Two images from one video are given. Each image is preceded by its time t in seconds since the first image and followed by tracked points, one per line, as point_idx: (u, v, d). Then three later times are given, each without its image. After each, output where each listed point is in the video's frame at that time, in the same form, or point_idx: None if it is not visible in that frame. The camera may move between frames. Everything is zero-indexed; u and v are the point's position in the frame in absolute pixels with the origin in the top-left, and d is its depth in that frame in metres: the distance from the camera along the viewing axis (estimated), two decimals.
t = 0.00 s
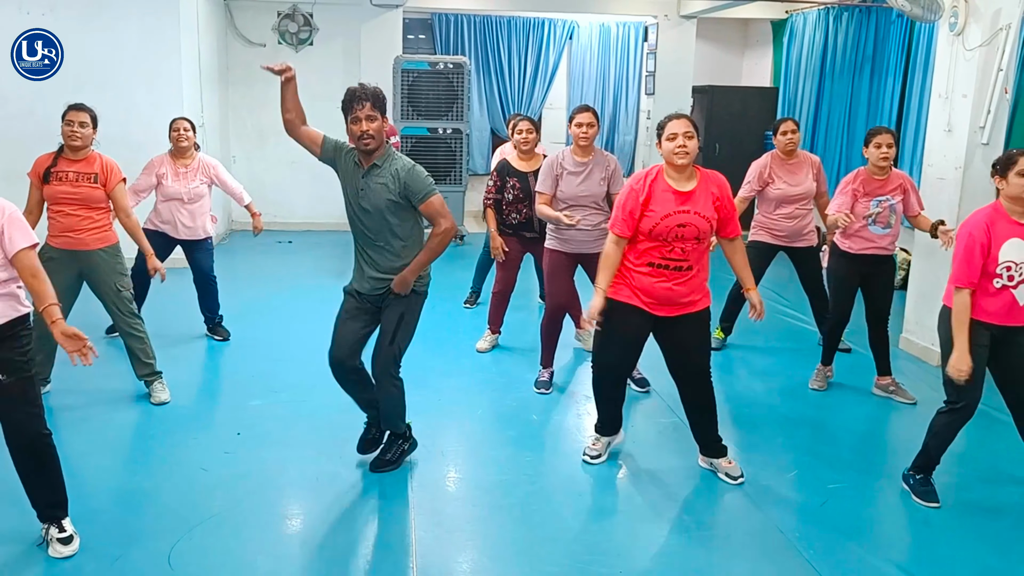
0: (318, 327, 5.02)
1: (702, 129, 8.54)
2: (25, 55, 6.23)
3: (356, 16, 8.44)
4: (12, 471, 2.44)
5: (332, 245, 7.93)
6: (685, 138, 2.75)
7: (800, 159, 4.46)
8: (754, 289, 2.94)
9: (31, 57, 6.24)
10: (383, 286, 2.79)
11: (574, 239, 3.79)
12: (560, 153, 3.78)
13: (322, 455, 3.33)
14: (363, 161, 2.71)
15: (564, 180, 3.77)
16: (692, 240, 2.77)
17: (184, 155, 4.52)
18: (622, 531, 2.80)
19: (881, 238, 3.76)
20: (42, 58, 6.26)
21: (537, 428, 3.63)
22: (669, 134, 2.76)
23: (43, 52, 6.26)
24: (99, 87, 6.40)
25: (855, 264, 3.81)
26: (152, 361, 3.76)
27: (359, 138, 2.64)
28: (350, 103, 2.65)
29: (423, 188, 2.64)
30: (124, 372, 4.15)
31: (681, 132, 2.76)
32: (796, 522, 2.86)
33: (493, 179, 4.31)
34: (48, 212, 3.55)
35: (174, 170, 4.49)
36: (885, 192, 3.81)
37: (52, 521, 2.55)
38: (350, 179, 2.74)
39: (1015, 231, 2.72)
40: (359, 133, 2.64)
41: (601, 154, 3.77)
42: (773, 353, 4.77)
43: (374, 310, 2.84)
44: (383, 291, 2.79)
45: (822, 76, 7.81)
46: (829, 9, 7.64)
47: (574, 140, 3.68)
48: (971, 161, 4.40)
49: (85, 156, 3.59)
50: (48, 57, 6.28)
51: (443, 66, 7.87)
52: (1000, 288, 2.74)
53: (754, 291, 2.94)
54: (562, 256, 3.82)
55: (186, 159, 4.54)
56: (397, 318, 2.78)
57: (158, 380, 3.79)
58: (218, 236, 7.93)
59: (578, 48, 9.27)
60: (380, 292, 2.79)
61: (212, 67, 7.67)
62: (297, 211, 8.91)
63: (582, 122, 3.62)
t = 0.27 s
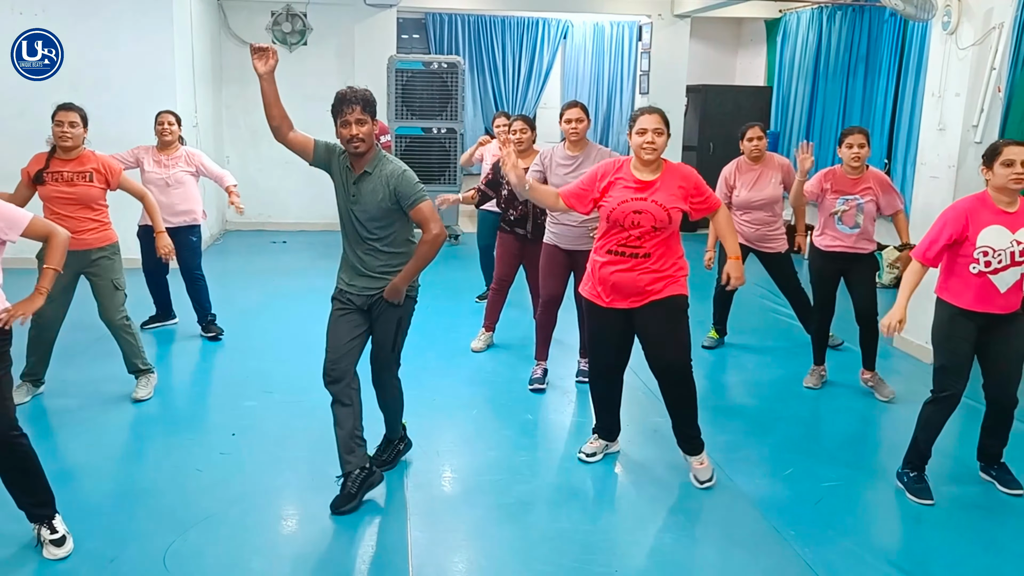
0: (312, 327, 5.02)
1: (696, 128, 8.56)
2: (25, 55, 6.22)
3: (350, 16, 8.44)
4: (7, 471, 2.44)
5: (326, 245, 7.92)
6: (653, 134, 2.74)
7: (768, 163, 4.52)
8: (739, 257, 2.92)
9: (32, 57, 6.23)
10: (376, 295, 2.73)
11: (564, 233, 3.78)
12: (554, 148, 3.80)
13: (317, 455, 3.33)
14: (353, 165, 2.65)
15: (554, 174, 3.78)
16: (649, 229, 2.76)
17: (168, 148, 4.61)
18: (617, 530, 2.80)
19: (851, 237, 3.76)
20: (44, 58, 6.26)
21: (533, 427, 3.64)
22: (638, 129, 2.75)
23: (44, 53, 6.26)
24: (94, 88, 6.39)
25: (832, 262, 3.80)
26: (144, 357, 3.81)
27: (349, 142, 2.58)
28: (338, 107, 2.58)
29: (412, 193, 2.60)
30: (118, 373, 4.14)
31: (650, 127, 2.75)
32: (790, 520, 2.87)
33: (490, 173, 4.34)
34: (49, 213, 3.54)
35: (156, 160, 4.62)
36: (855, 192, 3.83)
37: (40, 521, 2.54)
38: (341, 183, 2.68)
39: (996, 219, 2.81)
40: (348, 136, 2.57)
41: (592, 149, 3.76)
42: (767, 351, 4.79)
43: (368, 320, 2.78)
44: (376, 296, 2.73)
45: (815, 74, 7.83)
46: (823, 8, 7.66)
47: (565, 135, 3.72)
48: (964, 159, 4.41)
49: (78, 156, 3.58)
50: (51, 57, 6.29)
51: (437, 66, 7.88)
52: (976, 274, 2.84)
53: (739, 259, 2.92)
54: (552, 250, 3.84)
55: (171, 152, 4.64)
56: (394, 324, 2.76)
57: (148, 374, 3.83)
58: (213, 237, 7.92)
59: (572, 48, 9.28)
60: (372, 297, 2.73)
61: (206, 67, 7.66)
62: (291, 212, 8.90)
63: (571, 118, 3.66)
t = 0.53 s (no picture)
0: (307, 327, 5.01)
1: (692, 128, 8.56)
2: (25, 55, 6.20)
3: (345, 15, 8.43)
4: None
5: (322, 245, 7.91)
6: (638, 134, 2.73)
7: (753, 150, 4.52)
8: (686, 255, 2.67)
9: (32, 57, 6.21)
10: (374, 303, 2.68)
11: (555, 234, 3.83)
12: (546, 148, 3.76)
13: (312, 456, 3.32)
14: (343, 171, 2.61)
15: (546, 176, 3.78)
16: (624, 229, 2.71)
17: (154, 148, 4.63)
18: (614, 530, 2.80)
19: (840, 235, 3.75)
20: (45, 58, 6.23)
21: (528, 427, 3.63)
22: (623, 128, 2.75)
23: (45, 53, 6.24)
24: (90, 87, 6.37)
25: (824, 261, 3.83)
26: (139, 358, 3.84)
27: (337, 148, 2.55)
28: (323, 114, 2.54)
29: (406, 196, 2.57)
30: (113, 373, 4.12)
31: (637, 126, 2.74)
32: (785, 521, 2.87)
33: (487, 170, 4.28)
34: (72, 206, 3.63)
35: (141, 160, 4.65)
36: (843, 189, 3.82)
37: None
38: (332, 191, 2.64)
39: (990, 210, 2.86)
40: (336, 142, 2.54)
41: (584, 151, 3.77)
42: (763, 351, 4.79)
43: (369, 329, 2.75)
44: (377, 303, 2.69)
45: (811, 75, 7.84)
46: (819, 9, 7.67)
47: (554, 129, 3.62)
48: (959, 160, 4.42)
49: (97, 152, 3.57)
50: (52, 57, 6.26)
51: (433, 65, 7.87)
52: (965, 260, 2.91)
53: (686, 258, 2.68)
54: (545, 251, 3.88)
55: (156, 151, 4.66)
56: (395, 333, 2.72)
57: (142, 376, 3.85)
58: (208, 236, 7.90)
59: (567, 48, 9.29)
60: (371, 305, 2.69)
61: (201, 67, 7.64)
62: (286, 211, 8.88)
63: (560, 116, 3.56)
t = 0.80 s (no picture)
0: (306, 326, 5.01)
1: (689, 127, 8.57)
2: (25, 56, 6.21)
3: (343, 15, 8.43)
4: None
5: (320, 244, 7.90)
6: (639, 134, 2.71)
7: (757, 149, 4.53)
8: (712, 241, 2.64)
9: (32, 57, 6.22)
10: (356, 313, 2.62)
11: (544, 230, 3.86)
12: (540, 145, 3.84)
13: (310, 456, 3.32)
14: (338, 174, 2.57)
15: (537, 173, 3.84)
16: (631, 230, 2.71)
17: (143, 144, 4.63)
18: (611, 530, 2.80)
19: (845, 236, 3.74)
20: (44, 58, 6.25)
21: (526, 427, 3.64)
22: (624, 128, 2.74)
23: (44, 53, 6.25)
24: (88, 87, 6.37)
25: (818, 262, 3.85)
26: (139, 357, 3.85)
27: (331, 152, 2.51)
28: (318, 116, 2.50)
29: (396, 206, 2.52)
30: (111, 373, 4.12)
31: (637, 125, 2.73)
32: (782, 520, 2.87)
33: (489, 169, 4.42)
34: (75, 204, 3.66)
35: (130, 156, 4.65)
36: (845, 189, 3.81)
37: None
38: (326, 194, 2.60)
39: (976, 213, 2.86)
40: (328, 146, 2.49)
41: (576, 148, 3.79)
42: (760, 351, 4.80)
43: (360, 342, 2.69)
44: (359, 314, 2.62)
45: (809, 75, 7.84)
46: (816, 9, 7.68)
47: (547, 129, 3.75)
48: (956, 160, 4.42)
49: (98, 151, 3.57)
50: (51, 57, 6.27)
51: (430, 65, 7.86)
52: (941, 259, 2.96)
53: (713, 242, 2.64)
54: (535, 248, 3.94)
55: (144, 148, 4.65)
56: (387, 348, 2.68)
57: (141, 375, 3.86)
58: (206, 236, 7.89)
59: (566, 48, 9.28)
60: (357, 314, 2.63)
61: (199, 66, 7.64)
62: (284, 211, 8.87)
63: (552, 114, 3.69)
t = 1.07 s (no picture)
0: (304, 327, 5.00)
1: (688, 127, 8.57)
2: (25, 55, 6.21)
3: (342, 14, 8.42)
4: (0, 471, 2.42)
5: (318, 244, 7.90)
6: (644, 134, 2.63)
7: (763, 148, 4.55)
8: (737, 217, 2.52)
9: (31, 57, 6.22)
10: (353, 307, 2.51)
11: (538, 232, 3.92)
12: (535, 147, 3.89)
13: (309, 456, 3.32)
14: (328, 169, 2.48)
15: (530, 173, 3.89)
16: (648, 229, 2.62)
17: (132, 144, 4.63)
18: (611, 530, 2.80)
19: (847, 235, 3.69)
20: (43, 58, 6.24)
21: (526, 428, 3.63)
22: (628, 128, 2.65)
23: (44, 53, 6.24)
24: (88, 86, 6.37)
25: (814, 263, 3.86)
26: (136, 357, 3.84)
27: (321, 147, 2.42)
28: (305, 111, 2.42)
29: (389, 191, 2.41)
30: (110, 373, 4.12)
31: (642, 124, 2.63)
32: (781, 520, 2.87)
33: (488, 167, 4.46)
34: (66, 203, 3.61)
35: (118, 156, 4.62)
36: (846, 190, 3.81)
37: None
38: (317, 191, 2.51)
39: (970, 207, 2.85)
40: (317, 139, 2.41)
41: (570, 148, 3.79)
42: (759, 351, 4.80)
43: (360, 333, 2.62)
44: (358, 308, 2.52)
45: (807, 75, 7.85)
46: (814, 9, 7.68)
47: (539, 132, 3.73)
48: (954, 160, 4.43)
49: (97, 149, 3.55)
50: (50, 57, 6.26)
51: (429, 65, 7.86)
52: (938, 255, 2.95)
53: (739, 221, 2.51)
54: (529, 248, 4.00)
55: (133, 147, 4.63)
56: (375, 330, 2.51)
57: (138, 376, 3.86)
58: (204, 236, 7.88)
59: (564, 48, 9.28)
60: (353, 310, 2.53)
61: (198, 66, 7.64)
62: (282, 211, 8.86)
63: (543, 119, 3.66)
